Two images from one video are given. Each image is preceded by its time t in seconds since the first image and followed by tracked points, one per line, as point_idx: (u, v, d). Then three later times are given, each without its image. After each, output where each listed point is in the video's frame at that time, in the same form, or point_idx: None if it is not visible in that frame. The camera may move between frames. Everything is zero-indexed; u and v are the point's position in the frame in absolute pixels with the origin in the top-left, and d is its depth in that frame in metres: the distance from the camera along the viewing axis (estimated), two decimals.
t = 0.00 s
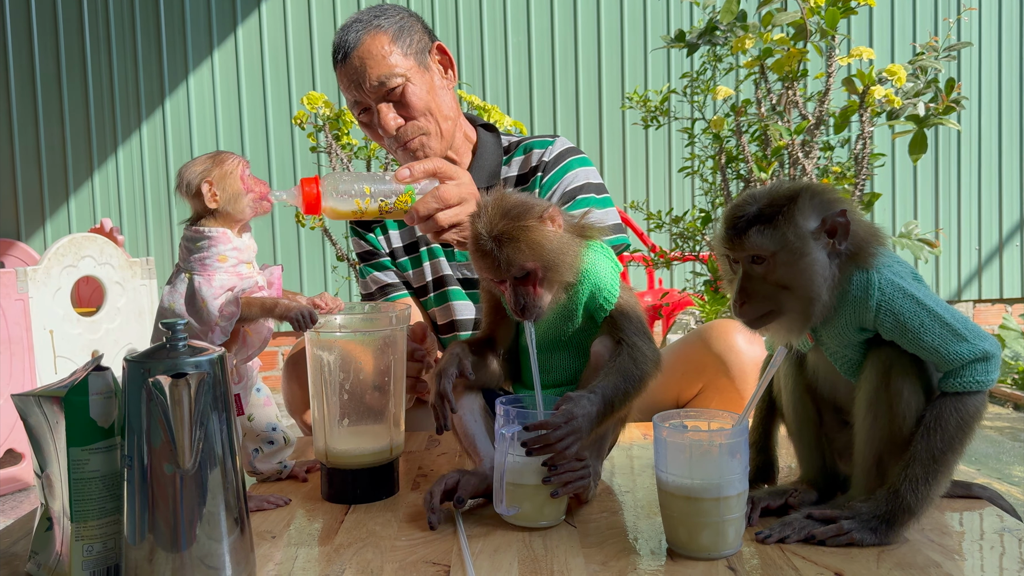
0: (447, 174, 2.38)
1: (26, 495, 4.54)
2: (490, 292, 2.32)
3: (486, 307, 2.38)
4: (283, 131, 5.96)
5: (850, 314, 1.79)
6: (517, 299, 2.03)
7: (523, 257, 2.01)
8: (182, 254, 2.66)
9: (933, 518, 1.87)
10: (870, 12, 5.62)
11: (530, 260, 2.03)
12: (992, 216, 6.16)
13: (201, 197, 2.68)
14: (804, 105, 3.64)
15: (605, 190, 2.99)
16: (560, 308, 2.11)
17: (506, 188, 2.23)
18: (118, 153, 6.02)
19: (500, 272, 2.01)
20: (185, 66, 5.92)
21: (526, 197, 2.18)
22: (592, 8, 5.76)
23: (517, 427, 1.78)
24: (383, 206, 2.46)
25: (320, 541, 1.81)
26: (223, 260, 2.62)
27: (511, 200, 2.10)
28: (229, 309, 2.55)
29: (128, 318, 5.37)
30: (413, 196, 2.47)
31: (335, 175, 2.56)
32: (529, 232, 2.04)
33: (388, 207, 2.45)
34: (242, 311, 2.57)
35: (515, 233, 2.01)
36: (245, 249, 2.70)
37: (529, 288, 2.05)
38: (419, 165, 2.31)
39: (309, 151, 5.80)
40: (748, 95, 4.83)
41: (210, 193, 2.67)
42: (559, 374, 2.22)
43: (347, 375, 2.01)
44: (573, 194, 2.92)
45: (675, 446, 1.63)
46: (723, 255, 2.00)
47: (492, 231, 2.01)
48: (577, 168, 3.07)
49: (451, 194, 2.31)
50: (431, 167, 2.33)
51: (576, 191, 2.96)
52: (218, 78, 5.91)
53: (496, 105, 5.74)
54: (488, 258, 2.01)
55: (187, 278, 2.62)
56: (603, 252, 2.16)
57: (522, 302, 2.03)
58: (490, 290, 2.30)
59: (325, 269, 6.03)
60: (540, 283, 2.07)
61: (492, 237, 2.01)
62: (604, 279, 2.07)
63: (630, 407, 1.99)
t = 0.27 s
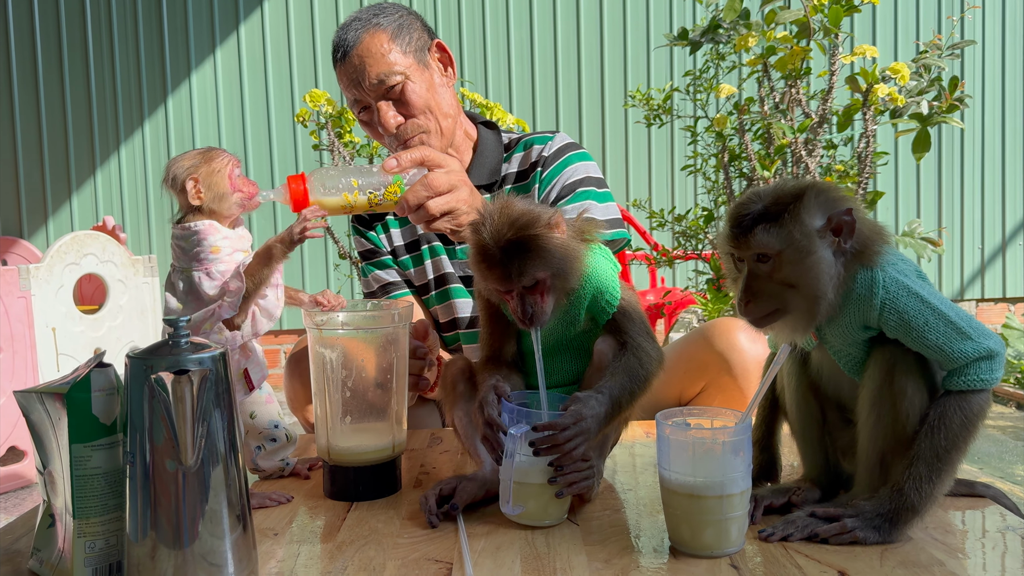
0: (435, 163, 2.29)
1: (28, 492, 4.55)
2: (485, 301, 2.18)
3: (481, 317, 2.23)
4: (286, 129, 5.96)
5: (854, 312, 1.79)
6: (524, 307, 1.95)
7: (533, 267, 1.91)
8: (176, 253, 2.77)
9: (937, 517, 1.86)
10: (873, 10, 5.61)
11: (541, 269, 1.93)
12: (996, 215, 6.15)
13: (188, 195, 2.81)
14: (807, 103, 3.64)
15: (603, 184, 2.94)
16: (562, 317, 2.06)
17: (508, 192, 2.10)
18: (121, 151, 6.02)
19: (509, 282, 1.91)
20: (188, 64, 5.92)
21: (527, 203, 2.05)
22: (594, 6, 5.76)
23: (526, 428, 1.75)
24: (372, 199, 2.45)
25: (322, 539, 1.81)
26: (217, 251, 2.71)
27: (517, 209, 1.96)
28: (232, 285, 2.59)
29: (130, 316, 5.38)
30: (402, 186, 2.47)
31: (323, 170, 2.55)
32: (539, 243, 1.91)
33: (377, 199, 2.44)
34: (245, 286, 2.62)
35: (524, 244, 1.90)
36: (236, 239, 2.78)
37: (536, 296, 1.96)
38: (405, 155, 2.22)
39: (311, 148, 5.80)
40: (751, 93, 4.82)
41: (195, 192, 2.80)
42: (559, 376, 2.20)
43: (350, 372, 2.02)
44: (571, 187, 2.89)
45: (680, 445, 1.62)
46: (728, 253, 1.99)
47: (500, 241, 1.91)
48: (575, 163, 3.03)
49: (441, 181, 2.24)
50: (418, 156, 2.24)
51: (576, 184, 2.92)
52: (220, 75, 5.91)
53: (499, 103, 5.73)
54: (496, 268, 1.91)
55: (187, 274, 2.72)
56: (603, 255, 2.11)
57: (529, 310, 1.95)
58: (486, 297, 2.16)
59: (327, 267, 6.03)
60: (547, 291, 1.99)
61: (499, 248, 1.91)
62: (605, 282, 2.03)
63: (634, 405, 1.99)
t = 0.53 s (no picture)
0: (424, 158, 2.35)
1: (30, 490, 4.55)
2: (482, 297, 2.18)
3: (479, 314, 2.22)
4: (287, 127, 5.95)
5: (856, 311, 1.78)
6: (517, 305, 1.93)
7: (531, 264, 1.91)
8: (173, 251, 2.71)
9: (938, 516, 1.86)
10: (875, 9, 5.61)
11: (537, 266, 1.92)
12: (997, 215, 6.14)
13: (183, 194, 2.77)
14: (809, 102, 3.63)
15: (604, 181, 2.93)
16: (561, 316, 2.05)
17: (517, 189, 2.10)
18: (122, 149, 6.02)
19: (507, 276, 1.91)
20: (189, 62, 5.91)
21: (533, 201, 2.04)
22: (596, 5, 5.75)
23: (511, 427, 1.76)
24: (360, 197, 2.44)
25: (323, 537, 1.81)
26: (215, 244, 2.64)
27: (522, 206, 1.95)
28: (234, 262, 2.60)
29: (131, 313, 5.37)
30: (391, 182, 2.47)
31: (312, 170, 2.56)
32: (542, 240, 1.92)
33: (366, 196, 2.43)
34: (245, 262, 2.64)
35: (524, 240, 1.90)
36: (232, 230, 2.72)
37: (530, 294, 1.95)
38: (393, 152, 2.29)
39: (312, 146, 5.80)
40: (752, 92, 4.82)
41: (189, 190, 2.75)
42: (557, 379, 2.18)
43: (351, 370, 2.02)
44: (570, 182, 2.89)
45: (680, 443, 1.62)
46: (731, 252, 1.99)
47: (501, 236, 1.91)
48: (575, 159, 3.02)
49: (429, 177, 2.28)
50: (407, 152, 2.31)
51: (575, 179, 2.92)
52: (222, 74, 5.91)
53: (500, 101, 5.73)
54: (495, 263, 1.91)
55: (187, 270, 2.67)
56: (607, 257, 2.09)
57: (523, 309, 1.93)
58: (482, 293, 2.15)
59: (328, 265, 6.03)
60: (542, 290, 2.00)
61: (500, 243, 1.91)
62: (606, 283, 2.00)
63: (629, 403, 1.99)
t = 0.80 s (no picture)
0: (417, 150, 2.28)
1: (29, 489, 4.55)
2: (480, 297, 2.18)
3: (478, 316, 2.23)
4: (287, 125, 5.95)
5: (857, 310, 1.78)
6: (517, 307, 1.94)
7: (536, 265, 1.92)
8: (169, 251, 2.67)
9: (937, 515, 1.87)
10: (875, 8, 5.61)
11: (542, 268, 1.94)
12: (997, 215, 6.15)
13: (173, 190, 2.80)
14: (809, 102, 3.63)
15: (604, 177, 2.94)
16: (561, 317, 2.05)
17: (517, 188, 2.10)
18: (122, 148, 6.02)
19: (509, 275, 1.92)
20: (189, 61, 5.91)
21: (534, 203, 2.06)
22: (596, 4, 5.75)
23: (510, 428, 1.77)
24: (354, 190, 2.46)
25: (323, 536, 1.81)
26: (212, 241, 2.62)
27: (526, 207, 1.96)
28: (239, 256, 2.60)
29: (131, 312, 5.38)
30: (384, 174, 2.48)
31: (302, 164, 2.56)
32: (545, 240, 1.94)
33: (359, 189, 2.45)
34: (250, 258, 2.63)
35: (528, 240, 1.91)
36: (227, 229, 2.71)
37: (533, 297, 1.96)
38: (386, 143, 2.22)
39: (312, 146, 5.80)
40: (752, 91, 4.83)
41: (180, 186, 2.77)
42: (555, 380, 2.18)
43: (351, 370, 2.02)
44: (567, 180, 2.90)
45: (680, 443, 1.62)
46: (734, 266, 1.92)
47: (504, 235, 1.92)
48: (572, 156, 3.04)
49: (423, 168, 2.23)
50: (399, 144, 2.24)
51: (572, 177, 2.93)
52: (222, 73, 5.91)
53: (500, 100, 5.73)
54: (498, 264, 1.91)
55: (183, 269, 2.62)
56: (605, 257, 2.09)
57: (523, 310, 1.94)
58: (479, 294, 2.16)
59: (328, 264, 6.04)
60: (547, 292, 2.00)
61: (504, 245, 1.92)
62: (604, 281, 2.00)
63: (628, 402, 2.00)
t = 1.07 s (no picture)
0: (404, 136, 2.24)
1: (25, 489, 4.55)
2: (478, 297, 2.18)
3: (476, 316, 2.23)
4: (283, 125, 5.95)
5: (856, 312, 1.79)
6: (527, 311, 1.92)
7: (543, 269, 1.90)
8: (161, 255, 2.67)
9: (933, 514, 1.87)
10: (871, 9, 5.62)
11: (549, 271, 1.92)
12: (993, 215, 6.16)
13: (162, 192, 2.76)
14: (806, 102, 3.64)
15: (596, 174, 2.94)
16: (561, 318, 2.05)
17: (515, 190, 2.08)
18: (118, 147, 6.01)
19: (517, 282, 1.90)
20: (186, 60, 5.90)
21: (534, 206, 2.03)
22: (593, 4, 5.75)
23: (508, 428, 1.77)
24: (343, 179, 2.42)
25: (320, 535, 1.81)
26: (205, 242, 2.62)
27: (528, 211, 1.95)
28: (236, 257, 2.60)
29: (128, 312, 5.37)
30: (371, 162, 2.42)
31: (287, 157, 2.53)
32: (550, 243, 1.91)
33: (347, 178, 2.41)
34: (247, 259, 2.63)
35: (534, 246, 1.89)
36: (220, 229, 2.71)
37: (541, 300, 1.95)
38: (371, 131, 2.17)
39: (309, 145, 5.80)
40: (749, 91, 4.83)
41: (170, 188, 2.74)
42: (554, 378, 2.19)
43: (348, 369, 2.02)
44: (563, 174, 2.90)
45: (677, 443, 1.63)
46: (737, 281, 1.92)
47: (507, 240, 1.90)
48: (567, 153, 3.04)
49: (411, 155, 2.20)
50: (385, 132, 2.19)
51: (566, 172, 2.93)
52: (218, 72, 5.90)
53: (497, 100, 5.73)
54: (505, 272, 1.89)
55: (178, 272, 2.63)
56: (603, 257, 2.09)
57: (533, 315, 1.92)
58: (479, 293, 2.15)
59: (325, 264, 6.03)
60: (553, 294, 1.99)
61: (508, 252, 1.89)
62: (605, 282, 2.02)
63: (626, 401, 2.00)
